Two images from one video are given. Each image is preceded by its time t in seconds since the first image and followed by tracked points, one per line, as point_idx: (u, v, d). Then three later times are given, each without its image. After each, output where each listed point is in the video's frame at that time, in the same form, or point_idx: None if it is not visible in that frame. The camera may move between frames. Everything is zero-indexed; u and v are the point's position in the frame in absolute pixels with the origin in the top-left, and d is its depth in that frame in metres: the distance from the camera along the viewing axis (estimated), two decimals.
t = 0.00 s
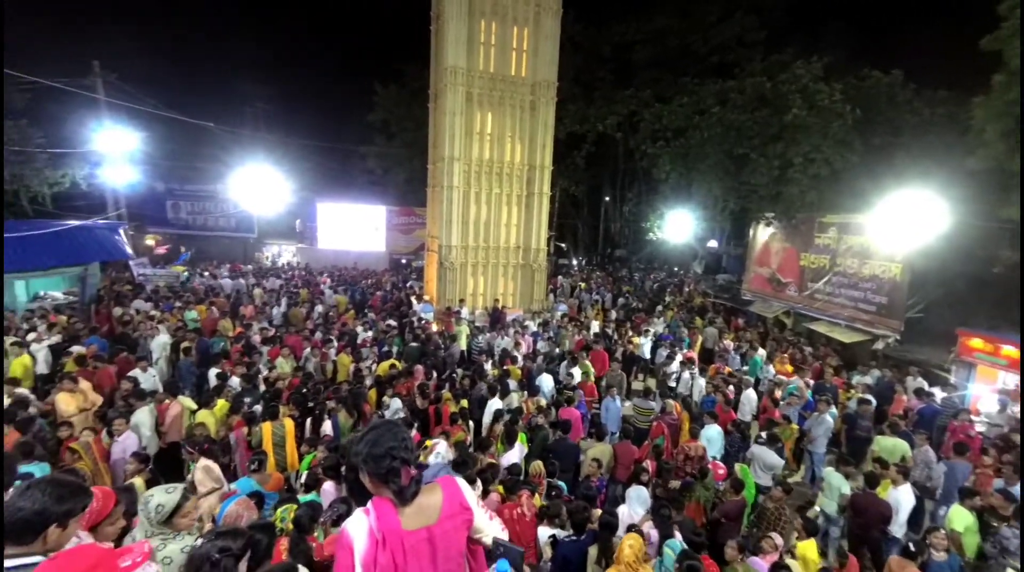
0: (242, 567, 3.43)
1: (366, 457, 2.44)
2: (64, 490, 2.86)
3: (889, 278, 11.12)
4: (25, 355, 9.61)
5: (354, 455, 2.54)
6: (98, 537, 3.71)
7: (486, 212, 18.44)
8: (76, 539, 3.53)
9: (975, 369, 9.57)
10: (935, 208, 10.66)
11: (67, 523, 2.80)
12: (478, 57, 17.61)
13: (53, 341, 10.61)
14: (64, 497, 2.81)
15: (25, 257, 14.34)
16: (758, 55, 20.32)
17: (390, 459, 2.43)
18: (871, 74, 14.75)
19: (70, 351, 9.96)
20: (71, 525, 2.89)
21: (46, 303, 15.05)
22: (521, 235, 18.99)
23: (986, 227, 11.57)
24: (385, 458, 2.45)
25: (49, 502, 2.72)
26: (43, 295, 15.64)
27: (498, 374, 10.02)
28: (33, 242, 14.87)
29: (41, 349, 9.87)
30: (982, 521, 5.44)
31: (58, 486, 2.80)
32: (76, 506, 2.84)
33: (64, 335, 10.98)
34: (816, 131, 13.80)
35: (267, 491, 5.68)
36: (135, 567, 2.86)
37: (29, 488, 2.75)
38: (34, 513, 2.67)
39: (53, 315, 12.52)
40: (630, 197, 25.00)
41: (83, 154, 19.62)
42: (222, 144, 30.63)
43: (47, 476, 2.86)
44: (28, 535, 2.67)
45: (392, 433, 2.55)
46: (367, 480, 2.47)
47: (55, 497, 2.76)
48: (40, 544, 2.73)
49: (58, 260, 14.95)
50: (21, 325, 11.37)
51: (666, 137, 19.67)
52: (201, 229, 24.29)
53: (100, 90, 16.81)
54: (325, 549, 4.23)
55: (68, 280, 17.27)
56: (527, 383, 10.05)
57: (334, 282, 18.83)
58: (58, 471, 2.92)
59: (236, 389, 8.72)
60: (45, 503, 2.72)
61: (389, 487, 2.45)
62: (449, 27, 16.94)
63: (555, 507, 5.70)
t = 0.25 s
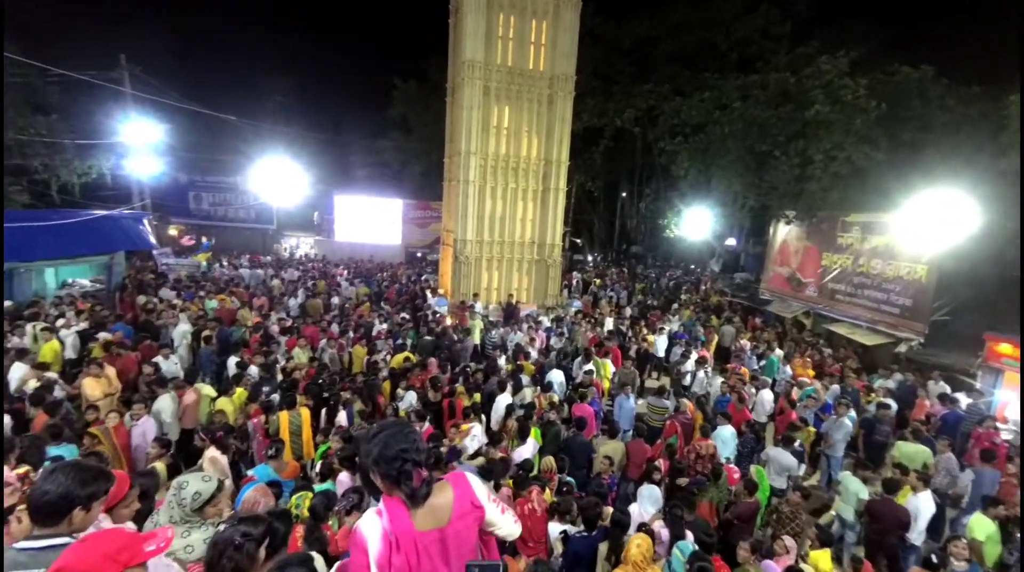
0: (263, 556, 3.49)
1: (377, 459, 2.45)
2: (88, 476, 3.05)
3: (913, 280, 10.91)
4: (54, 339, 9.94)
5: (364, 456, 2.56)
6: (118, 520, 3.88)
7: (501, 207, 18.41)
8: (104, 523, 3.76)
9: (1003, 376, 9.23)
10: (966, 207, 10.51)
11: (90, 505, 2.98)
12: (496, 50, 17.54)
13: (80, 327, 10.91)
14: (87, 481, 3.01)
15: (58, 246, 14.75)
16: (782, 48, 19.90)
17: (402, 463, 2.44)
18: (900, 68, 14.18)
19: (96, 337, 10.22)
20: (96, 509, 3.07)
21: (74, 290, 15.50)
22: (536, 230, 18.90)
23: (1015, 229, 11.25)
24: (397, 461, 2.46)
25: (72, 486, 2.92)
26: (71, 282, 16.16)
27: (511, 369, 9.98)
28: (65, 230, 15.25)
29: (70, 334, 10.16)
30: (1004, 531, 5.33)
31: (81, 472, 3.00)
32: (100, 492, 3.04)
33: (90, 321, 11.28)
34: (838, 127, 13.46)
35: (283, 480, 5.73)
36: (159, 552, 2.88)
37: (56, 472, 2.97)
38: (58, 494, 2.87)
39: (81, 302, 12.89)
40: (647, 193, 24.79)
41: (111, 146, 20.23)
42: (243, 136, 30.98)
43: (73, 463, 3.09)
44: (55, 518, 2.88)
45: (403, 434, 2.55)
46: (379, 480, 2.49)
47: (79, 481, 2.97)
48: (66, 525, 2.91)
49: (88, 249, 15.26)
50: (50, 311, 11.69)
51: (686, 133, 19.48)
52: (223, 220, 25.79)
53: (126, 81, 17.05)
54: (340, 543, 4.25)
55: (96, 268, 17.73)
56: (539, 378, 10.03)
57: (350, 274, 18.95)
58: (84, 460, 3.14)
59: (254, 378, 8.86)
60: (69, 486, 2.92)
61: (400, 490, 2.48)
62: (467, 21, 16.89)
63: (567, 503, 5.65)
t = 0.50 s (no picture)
0: (284, 543, 3.55)
1: (401, 461, 2.47)
2: (117, 464, 3.07)
3: (945, 279, 10.67)
4: (87, 328, 10.32)
5: (387, 454, 2.58)
6: (145, 503, 3.91)
7: (519, 201, 18.33)
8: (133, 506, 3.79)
9: None
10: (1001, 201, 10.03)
11: (121, 492, 3.00)
12: (515, 43, 17.41)
13: (111, 316, 11.26)
14: (116, 469, 3.03)
15: (88, 238, 15.32)
16: (809, 39, 19.44)
17: (425, 466, 2.46)
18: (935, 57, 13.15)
19: (125, 327, 10.53)
20: (126, 495, 3.09)
21: (104, 281, 15.98)
22: (554, 225, 18.79)
23: None
24: (420, 464, 2.48)
25: (103, 472, 2.93)
26: (103, 272, 16.97)
27: (526, 365, 9.96)
28: (96, 223, 15.84)
29: (101, 324, 10.63)
30: None
31: (111, 458, 3.02)
32: (128, 478, 3.05)
33: (120, 310, 11.61)
34: (865, 118, 12.90)
35: (304, 469, 5.80)
36: (189, 538, 2.88)
37: (87, 460, 2.99)
38: (90, 481, 2.87)
39: (111, 292, 13.27)
40: (667, 187, 24.55)
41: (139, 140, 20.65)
42: (265, 129, 31.34)
43: (103, 451, 3.10)
44: (88, 503, 2.89)
45: (427, 436, 2.56)
46: (401, 480, 2.51)
47: (106, 468, 2.97)
48: (98, 511, 2.94)
49: (117, 241, 15.88)
50: (82, 301, 12.05)
51: (708, 127, 19.21)
52: (246, 212, 25.88)
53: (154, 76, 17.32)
54: (359, 530, 4.25)
55: (125, 258, 18.49)
56: (555, 373, 10.00)
57: (369, 267, 19.06)
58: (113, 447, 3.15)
59: (275, 369, 9.02)
60: (99, 473, 2.93)
61: (423, 491, 2.49)
62: (487, 13, 16.79)
63: (582, 499, 5.62)
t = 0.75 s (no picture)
0: (304, 535, 3.59)
1: (420, 462, 2.49)
2: (142, 461, 3.21)
3: (972, 271, 10.43)
4: (113, 324, 10.57)
5: (407, 455, 2.61)
6: (170, 496, 3.99)
7: (533, 196, 18.24)
8: (158, 499, 3.86)
9: None
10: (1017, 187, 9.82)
11: (148, 487, 3.16)
12: (528, 36, 17.30)
13: (135, 313, 11.49)
14: (142, 465, 3.17)
15: (112, 237, 15.66)
16: (829, 26, 19.04)
17: (443, 468, 2.48)
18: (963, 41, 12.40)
19: (148, 323, 10.74)
20: (152, 490, 3.25)
21: (127, 278, 16.33)
22: (567, 219, 18.68)
23: None
24: (438, 465, 2.50)
25: (130, 469, 3.07)
26: (127, 269, 17.57)
27: (541, 360, 9.93)
28: (120, 222, 16.18)
29: (126, 320, 10.93)
30: None
31: (137, 456, 3.16)
32: (154, 474, 3.19)
33: (144, 307, 11.84)
34: (889, 106, 12.67)
35: (322, 462, 5.83)
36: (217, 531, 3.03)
37: (115, 457, 3.13)
38: (119, 477, 3.02)
39: (134, 289, 13.54)
40: (682, 180, 24.28)
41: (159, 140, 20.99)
42: (281, 126, 31.59)
43: (128, 448, 3.23)
44: (118, 498, 3.03)
45: (446, 438, 2.58)
46: (419, 479, 2.54)
47: (133, 464, 3.12)
48: (127, 506, 3.08)
49: (140, 240, 16.24)
50: (107, 298, 12.31)
51: (725, 118, 18.95)
52: (263, 210, 26.59)
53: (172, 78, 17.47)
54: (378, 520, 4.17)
55: (147, 256, 19.05)
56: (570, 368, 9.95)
57: (383, 263, 19.12)
58: (138, 444, 3.29)
59: (293, 365, 9.10)
60: (127, 469, 3.07)
61: (440, 493, 2.51)
62: (499, 6, 16.71)
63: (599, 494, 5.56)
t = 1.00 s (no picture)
0: (320, 532, 3.59)
1: (428, 465, 2.53)
2: (163, 457, 3.27)
3: (997, 269, 10.22)
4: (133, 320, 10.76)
5: (416, 458, 2.64)
6: (185, 489, 4.03)
7: (545, 194, 18.16)
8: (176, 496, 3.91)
9: None
10: None
11: (169, 484, 3.23)
12: (541, 33, 17.20)
13: (154, 309, 11.67)
14: (164, 462, 3.24)
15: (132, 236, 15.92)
16: (848, 19, 18.71)
17: (451, 471, 2.51)
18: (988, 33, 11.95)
19: (168, 320, 10.90)
20: (173, 487, 3.33)
21: (146, 276, 16.59)
22: (580, 217, 18.57)
23: None
24: (446, 468, 2.53)
25: (153, 465, 3.14)
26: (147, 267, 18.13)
27: (553, 359, 9.87)
28: (139, 221, 16.47)
29: (147, 316, 11.13)
30: None
31: (159, 453, 3.24)
32: (175, 470, 3.27)
33: (162, 304, 12.01)
34: (912, 99, 12.24)
35: (335, 458, 5.83)
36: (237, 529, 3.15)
37: (137, 454, 3.20)
38: (142, 473, 3.09)
39: (153, 286, 13.73)
40: (697, 177, 24.06)
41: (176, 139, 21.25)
42: (295, 125, 31.83)
43: (151, 445, 3.30)
44: (140, 493, 3.09)
45: (455, 441, 2.63)
46: (428, 481, 2.57)
47: (154, 461, 3.19)
48: (149, 501, 3.14)
49: (160, 238, 16.45)
50: (128, 294, 12.52)
51: (741, 113, 18.77)
52: (279, 208, 26.46)
53: (191, 79, 17.70)
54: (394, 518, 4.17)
55: (165, 254, 19.38)
56: (582, 367, 9.90)
57: (397, 261, 19.18)
58: (160, 441, 3.36)
59: (308, 362, 9.16)
60: (150, 466, 3.14)
61: (449, 494, 2.53)
62: (512, 3, 16.64)
63: (613, 494, 5.51)
